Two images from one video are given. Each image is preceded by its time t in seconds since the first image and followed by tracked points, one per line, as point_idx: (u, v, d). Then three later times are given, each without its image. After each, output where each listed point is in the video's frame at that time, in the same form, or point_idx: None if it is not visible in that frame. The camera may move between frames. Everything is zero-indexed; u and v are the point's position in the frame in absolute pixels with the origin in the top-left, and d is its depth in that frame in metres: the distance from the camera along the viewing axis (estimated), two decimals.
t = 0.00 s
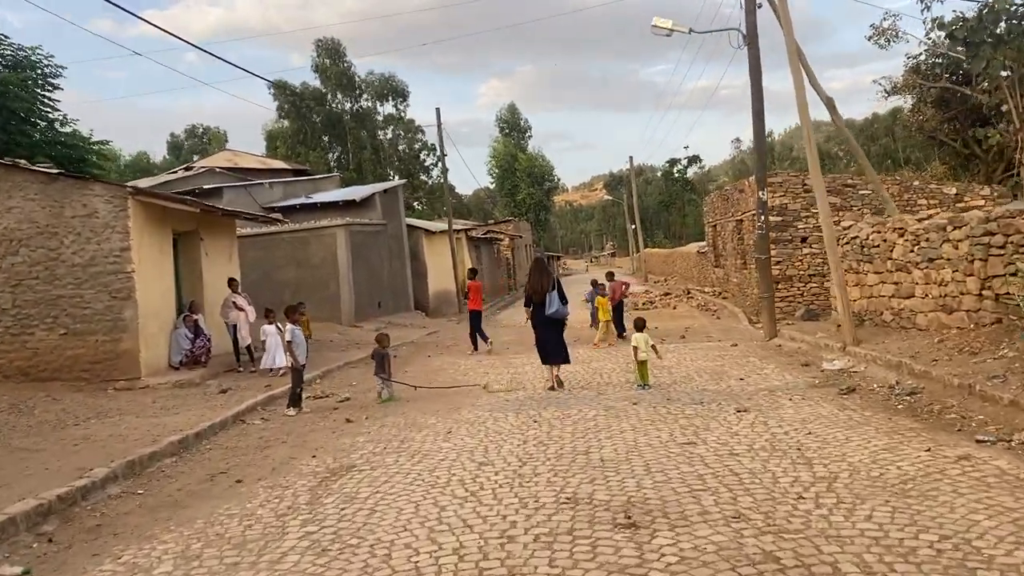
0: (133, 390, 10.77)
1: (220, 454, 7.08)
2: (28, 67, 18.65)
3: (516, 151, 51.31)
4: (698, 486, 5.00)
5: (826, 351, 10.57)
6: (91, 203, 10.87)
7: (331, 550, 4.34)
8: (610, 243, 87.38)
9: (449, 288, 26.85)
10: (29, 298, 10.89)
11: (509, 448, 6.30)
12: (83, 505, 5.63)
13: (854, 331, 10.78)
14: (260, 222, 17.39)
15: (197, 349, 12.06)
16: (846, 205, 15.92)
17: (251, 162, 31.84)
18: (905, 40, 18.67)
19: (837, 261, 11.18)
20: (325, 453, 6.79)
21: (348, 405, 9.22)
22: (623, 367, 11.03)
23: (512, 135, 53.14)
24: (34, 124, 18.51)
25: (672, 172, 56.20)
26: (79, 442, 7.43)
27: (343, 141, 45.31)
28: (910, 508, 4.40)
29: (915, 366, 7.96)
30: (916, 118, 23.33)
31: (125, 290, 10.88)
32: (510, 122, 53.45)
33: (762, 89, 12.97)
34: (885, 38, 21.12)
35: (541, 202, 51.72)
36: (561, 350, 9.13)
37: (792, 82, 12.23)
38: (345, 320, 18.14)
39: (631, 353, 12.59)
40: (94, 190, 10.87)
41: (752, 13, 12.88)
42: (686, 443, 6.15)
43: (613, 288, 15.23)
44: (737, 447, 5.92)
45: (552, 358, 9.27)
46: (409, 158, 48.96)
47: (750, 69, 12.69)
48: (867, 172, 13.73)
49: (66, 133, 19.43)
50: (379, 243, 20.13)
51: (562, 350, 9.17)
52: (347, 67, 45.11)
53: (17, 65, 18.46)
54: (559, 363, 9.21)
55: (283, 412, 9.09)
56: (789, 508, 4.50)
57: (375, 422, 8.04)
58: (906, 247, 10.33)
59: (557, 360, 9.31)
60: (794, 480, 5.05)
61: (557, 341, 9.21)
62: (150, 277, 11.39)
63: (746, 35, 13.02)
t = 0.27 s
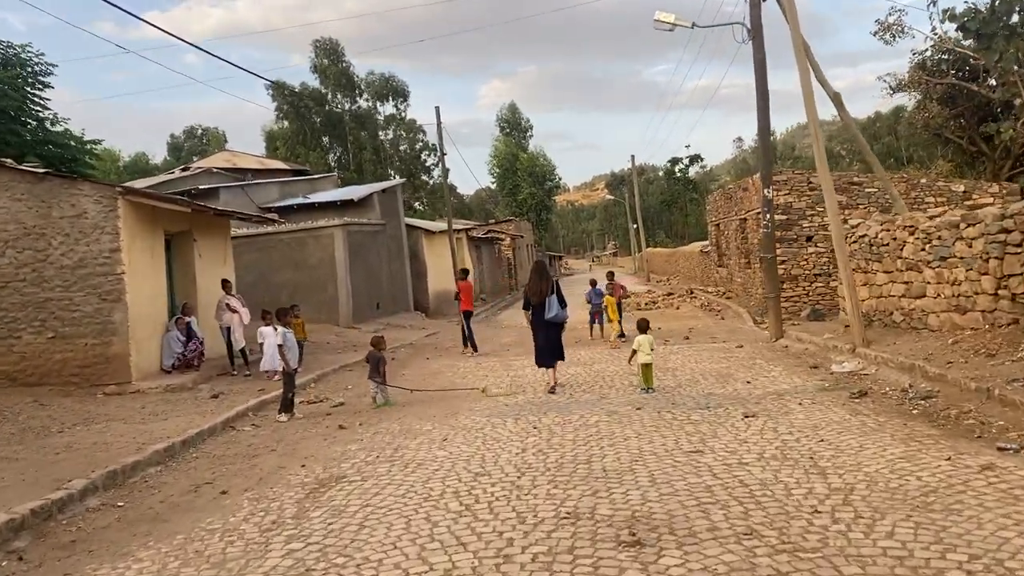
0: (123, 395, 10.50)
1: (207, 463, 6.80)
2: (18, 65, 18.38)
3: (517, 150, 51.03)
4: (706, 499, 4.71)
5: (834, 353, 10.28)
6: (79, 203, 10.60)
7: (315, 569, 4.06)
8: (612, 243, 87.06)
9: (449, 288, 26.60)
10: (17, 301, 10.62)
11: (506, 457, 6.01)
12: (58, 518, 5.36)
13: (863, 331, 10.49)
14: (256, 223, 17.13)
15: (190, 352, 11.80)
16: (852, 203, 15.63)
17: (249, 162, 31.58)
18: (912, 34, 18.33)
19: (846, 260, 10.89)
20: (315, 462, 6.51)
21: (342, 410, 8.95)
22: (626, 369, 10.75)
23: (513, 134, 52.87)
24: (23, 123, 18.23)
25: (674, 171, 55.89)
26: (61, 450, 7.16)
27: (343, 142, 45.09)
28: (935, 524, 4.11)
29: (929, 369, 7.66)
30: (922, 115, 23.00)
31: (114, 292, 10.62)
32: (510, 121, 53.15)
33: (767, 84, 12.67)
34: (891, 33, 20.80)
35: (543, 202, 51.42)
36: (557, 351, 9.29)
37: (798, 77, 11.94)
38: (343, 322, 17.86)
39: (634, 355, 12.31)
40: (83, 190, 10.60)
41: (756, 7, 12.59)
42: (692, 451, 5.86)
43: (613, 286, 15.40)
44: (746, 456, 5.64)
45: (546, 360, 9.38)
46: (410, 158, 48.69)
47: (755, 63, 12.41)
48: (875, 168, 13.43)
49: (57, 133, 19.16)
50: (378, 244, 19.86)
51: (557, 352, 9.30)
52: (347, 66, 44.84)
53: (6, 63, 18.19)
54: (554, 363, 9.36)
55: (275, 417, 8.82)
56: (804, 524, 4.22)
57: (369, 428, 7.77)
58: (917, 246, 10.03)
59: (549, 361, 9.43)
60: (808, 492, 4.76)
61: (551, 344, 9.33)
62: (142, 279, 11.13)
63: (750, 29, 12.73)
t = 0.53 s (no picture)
0: (116, 401, 10.26)
1: (198, 474, 6.55)
2: (10, 64, 18.13)
3: (520, 150, 50.78)
4: (719, 516, 4.45)
5: (846, 356, 10.01)
6: (71, 204, 10.35)
7: None
8: (615, 243, 86.78)
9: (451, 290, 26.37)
10: (8, 305, 10.38)
11: (508, 469, 5.74)
12: (38, 535, 5.10)
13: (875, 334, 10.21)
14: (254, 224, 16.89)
15: (186, 357, 11.55)
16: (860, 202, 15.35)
17: (249, 162, 31.35)
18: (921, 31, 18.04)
19: (857, 261, 10.60)
20: (309, 474, 6.25)
21: (339, 417, 8.70)
22: (631, 373, 10.49)
23: (515, 134, 52.63)
24: (16, 123, 17.99)
25: (677, 171, 55.63)
26: (48, 459, 6.91)
27: (344, 142, 44.88)
28: (966, 546, 3.83)
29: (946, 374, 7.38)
30: (929, 112, 22.68)
31: (107, 296, 10.37)
32: (512, 121, 52.83)
33: (775, 81, 12.39)
34: (898, 30, 20.51)
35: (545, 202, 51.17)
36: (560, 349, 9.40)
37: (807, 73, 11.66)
38: (342, 324, 17.63)
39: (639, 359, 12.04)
40: (74, 191, 10.36)
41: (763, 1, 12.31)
42: (703, 462, 5.60)
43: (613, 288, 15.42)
44: (760, 468, 5.38)
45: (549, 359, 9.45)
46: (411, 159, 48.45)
47: (762, 59, 12.13)
48: (885, 166, 13.15)
49: (51, 133, 18.93)
50: (379, 245, 19.61)
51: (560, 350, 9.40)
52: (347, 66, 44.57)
53: None
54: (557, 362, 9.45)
55: (271, 425, 8.57)
56: (826, 545, 3.95)
57: (367, 436, 7.52)
58: (930, 246, 9.75)
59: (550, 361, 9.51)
60: (827, 508, 4.50)
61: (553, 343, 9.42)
62: (137, 282, 10.89)
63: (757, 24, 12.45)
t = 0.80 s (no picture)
0: (110, 408, 9.98)
1: (190, 486, 6.26)
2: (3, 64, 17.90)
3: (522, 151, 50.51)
4: (741, 534, 4.15)
5: (860, 360, 9.70)
6: (64, 205, 10.08)
7: None
8: (618, 245, 86.44)
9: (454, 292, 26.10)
10: None
11: (513, 481, 5.45)
12: (17, 552, 4.81)
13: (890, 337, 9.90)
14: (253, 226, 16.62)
15: (183, 361, 11.30)
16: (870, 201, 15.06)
17: (250, 164, 31.08)
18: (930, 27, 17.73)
19: (871, 261, 10.29)
20: (305, 486, 5.96)
21: (338, 424, 8.41)
22: (639, 377, 10.20)
23: (518, 135, 52.37)
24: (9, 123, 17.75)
25: (680, 172, 55.32)
26: (35, 470, 6.63)
27: (346, 144, 44.66)
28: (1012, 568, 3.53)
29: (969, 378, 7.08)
30: (937, 111, 22.37)
31: (101, 299, 10.10)
32: (514, 122, 52.57)
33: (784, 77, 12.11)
34: (906, 28, 20.21)
35: (548, 204, 50.88)
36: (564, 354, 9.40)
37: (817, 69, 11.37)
38: (343, 328, 17.39)
39: (645, 362, 11.75)
40: (67, 191, 10.10)
41: None
42: (719, 474, 5.31)
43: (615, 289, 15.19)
44: (781, 481, 5.08)
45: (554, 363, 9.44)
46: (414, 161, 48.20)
47: (772, 55, 11.84)
48: (897, 164, 12.84)
49: (47, 134, 18.71)
50: (380, 247, 19.33)
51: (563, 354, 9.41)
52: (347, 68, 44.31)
53: None
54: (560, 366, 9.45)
55: (268, 432, 8.29)
56: (860, 567, 3.65)
57: (366, 445, 7.24)
58: (947, 246, 9.45)
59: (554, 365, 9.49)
60: (856, 525, 4.20)
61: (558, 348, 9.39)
62: (132, 285, 10.64)
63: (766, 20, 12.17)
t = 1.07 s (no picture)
0: (101, 417, 9.70)
1: (178, 502, 5.98)
2: None
3: (524, 154, 50.27)
4: (761, 558, 3.87)
5: (874, 367, 9.41)
6: (54, 209, 9.82)
7: None
8: (620, 248, 86.19)
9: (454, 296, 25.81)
10: None
11: (516, 498, 5.17)
12: None
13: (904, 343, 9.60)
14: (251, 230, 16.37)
15: (177, 369, 11.02)
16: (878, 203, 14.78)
17: (250, 168, 30.85)
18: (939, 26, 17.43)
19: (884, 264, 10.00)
20: (298, 503, 5.68)
21: (334, 434, 8.14)
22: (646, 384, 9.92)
23: (519, 138, 52.14)
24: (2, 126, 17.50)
25: (683, 175, 55.08)
26: (18, 484, 6.35)
27: (347, 148, 44.42)
28: None
29: (991, 385, 6.80)
30: (944, 112, 22.07)
31: (91, 306, 9.83)
32: (516, 125, 52.34)
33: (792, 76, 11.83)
34: (912, 27, 19.93)
35: (550, 206, 50.64)
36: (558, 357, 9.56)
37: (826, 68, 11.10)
38: (343, 333, 17.12)
39: (651, 369, 11.46)
40: (57, 194, 9.84)
41: None
42: (734, 492, 5.02)
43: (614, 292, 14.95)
44: (800, 499, 4.79)
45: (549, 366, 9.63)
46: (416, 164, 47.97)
47: (779, 54, 11.57)
48: (908, 165, 12.55)
49: (39, 136, 18.48)
50: (380, 250, 19.07)
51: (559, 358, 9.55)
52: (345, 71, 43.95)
53: None
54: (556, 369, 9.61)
55: (262, 443, 8.01)
56: None
57: (362, 457, 6.97)
58: (962, 249, 9.16)
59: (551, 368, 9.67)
60: (884, 549, 3.92)
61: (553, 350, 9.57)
62: (125, 292, 10.38)
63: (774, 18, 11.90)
